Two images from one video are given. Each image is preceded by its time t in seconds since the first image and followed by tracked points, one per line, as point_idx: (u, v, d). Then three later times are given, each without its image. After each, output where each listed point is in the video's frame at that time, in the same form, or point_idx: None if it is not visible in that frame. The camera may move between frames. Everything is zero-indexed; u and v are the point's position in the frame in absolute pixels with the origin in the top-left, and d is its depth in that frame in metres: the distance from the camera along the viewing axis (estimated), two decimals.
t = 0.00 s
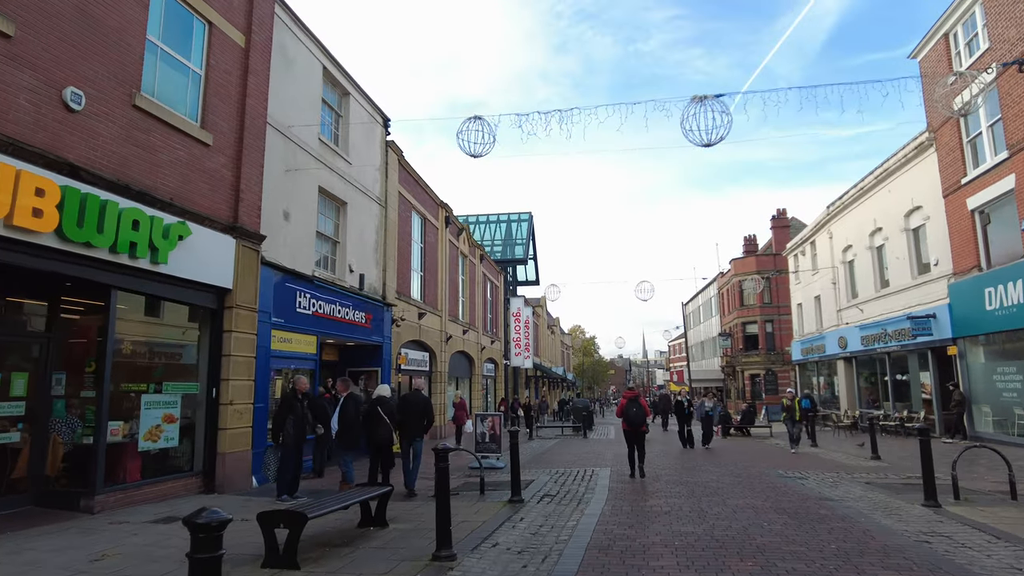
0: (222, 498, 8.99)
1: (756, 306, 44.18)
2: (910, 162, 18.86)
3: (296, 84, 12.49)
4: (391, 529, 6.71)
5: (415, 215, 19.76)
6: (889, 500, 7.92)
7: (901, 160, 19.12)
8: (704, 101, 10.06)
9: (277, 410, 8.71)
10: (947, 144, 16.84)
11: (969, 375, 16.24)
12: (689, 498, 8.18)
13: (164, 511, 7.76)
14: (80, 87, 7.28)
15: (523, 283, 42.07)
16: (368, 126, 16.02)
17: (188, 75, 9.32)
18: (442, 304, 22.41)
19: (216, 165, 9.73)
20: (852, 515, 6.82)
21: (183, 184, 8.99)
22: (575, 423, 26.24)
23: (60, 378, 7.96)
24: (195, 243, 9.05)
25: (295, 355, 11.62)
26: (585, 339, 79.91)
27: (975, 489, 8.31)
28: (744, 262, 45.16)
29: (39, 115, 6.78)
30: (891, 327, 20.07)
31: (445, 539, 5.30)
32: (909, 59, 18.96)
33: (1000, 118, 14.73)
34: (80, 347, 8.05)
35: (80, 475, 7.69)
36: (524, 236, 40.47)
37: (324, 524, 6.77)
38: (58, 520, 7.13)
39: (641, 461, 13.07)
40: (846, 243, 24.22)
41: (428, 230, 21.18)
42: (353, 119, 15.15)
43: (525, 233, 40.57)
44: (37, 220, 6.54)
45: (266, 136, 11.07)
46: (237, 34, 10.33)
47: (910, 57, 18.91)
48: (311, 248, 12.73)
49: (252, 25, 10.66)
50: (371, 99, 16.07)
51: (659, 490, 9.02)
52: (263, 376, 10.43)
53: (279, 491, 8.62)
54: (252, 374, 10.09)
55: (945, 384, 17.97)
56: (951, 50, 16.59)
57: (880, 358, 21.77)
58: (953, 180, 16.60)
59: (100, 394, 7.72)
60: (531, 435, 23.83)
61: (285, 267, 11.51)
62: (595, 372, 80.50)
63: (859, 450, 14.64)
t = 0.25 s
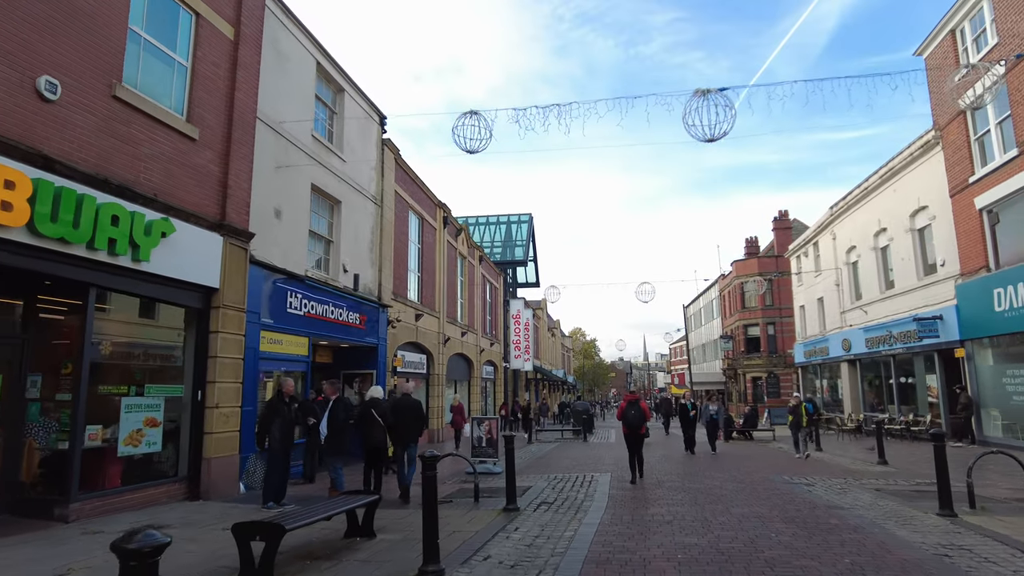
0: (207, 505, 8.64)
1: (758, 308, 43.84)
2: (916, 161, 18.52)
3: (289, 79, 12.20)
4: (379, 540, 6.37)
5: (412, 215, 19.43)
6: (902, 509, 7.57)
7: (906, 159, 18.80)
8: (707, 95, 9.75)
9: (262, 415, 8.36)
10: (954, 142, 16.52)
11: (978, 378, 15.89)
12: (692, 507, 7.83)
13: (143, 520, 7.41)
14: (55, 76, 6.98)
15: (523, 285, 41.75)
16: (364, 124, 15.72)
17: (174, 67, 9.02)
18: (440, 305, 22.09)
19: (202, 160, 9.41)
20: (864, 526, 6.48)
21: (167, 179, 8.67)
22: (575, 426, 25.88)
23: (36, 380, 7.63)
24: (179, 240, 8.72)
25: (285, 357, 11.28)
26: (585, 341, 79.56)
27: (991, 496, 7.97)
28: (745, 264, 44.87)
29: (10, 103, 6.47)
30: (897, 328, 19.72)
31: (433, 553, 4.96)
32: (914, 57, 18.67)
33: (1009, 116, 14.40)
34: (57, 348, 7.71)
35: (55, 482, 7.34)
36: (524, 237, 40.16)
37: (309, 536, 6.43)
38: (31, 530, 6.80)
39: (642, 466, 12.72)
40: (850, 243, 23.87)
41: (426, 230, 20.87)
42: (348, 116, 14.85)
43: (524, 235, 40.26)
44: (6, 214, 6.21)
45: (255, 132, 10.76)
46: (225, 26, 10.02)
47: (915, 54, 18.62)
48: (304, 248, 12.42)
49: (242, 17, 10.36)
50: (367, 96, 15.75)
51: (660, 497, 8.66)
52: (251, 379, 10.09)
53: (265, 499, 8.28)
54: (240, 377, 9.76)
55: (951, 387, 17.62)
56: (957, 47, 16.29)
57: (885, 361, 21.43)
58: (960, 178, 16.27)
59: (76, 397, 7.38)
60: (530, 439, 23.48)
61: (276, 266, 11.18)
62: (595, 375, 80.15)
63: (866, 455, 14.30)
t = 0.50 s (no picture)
0: (190, 507, 8.31)
1: (759, 307, 43.51)
2: (920, 156, 18.21)
3: (279, 70, 11.89)
4: (365, 546, 6.07)
5: (408, 211, 19.12)
6: (912, 512, 7.26)
7: (910, 154, 18.50)
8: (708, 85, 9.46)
9: (247, 415, 8.02)
10: (959, 136, 16.22)
11: (984, 377, 15.57)
12: (693, 510, 7.51)
13: (120, 523, 7.09)
14: (27, 60, 6.68)
15: (522, 284, 41.43)
16: (358, 117, 15.41)
17: (157, 54, 8.71)
18: (437, 304, 21.78)
19: (187, 151, 9.09)
20: (875, 531, 6.17)
21: (149, 170, 8.36)
22: (575, 426, 25.58)
23: (9, 378, 7.30)
24: (161, 234, 8.41)
25: (274, 355, 10.97)
26: (585, 341, 79.26)
27: (1005, 499, 7.66)
28: (746, 263, 44.57)
29: None
30: (900, 327, 19.41)
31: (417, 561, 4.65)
32: (919, 50, 18.36)
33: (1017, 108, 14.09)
34: (31, 344, 7.39)
35: (28, 484, 7.01)
36: (523, 236, 39.83)
37: (291, 541, 6.11)
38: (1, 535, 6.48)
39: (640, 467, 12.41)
40: (852, 241, 23.56)
41: (422, 227, 20.55)
42: (342, 109, 14.54)
43: (524, 233, 39.93)
44: None
45: (243, 123, 10.46)
46: (211, 13, 9.71)
47: (919, 48, 18.31)
48: (294, 243, 12.11)
49: (229, 5, 10.05)
50: (361, 89, 15.45)
51: (660, 499, 8.34)
52: (238, 377, 9.78)
53: (250, 501, 7.99)
54: (226, 375, 9.44)
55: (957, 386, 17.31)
56: (963, 39, 15.99)
57: (888, 360, 21.11)
58: (966, 173, 15.96)
59: (49, 395, 7.05)
60: (527, 439, 23.16)
61: (265, 262, 10.90)
62: (595, 375, 79.87)
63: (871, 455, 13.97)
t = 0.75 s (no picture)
0: (174, 513, 8.00)
1: (760, 307, 43.19)
2: (926, 153, 17.92)
3: (271, 63, 11.61)
4: (351, 555, 5.76)
5: (405, 209, 18.83)
6: (926, 519, 6.94)
7: (915, 151, 18.20)
8: (712, 77, 9.16)
9: (234, 417, 7.70)
10: (966, 132, 15.92)
11: (993, 378, 15.25)
12: (697, 516, 7.20)
13: (98, 530, 6.78)
14: None
15: (522, 285, 41.13)
16: (353, 113, 15.12)
17: (141, 44, 8.41)
18: (435, 304, 21.48)
19: (172, 144, 8.79)
20: (889, 540, 5.85)
21: (131, 163, 8.06)
22: (575, 428, 25.26)
23: None
24: (144, 229, 8.10)
25: (264, 355, 10.67)
26: (585, 342, 78.97)
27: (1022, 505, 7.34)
28: (747, 263, 44.26)
29: None
30: (905, 327, 19.10)
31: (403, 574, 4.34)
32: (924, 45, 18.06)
33: None
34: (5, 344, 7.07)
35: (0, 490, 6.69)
36: (523, 236, 39.53)
37: (274, 551, 5.80)
38: None
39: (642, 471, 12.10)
40: (856, 240, 23.25)
41: (420, 226, 20.26)
42: (336, 104, 14.25)
43: (523, 233, 39.63)
44: None
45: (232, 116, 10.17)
46: (199, 2, 9.42)
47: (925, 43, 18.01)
48: (286, 240, 11.82)
49: None
50: (356, 84, 15.16)
51: (663, 505, 8.02)
52: (226, 377, 9.48)
53: (235, 507, 7.66)
54: (213, 376, 9.13)
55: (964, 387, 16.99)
56: (970, 33, 15.69)
57: (893, 360, 20.79)
58: (973, 170, 15.65)
59: (23, 397, 6.73)
60: (527, 440, 22.84)
61: (255, 259, 10.61)
62: (595, 376, 79.58)
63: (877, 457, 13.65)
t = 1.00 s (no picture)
0: (159, 515, 7.72)
1: (763, 307, 42.88)
2: (932, 149, 17.62)
3: (264, 53, 11.35)
4: (338, 562, 5.48)
5: (403, 206, 18.54)
6: (942, 523, 6.65)
7: (922, 147, 17.92)
8: (717, 65, 8.87)
9: (220, 417, 7.42)
10: (974, 127, 15.62)
11: (1002, 378, 14.94)
12: (702, 520, 6.91)
13: (77, 534, 6.50)
14: None
15: (523, 284, 40.82)
16: (349, 107, 14.86)
17: (126, 30, 8.14)
18: (434, 302, 21.19)
19: (159, 134, 8.51)
20: (905, 546, 5.55)
21: (116, 153, 7.78)
22: (576, 429, 24.97)
23: None
24: (129, 222, 7.83)
25: (255, 353, 10.40)
26: (586, 342, 78.69)
27: None
28: (749, 262, 43.97)
29: None
30: (911, 325, 18.79)
31: None
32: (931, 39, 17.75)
33: None
34: None
35: None
36: (523, 234, 39.24)
37: (257, 557, 5.53)
38: None
39: (644, 472, 11.80)
40: (860, 238, 22.95)
41: (418, 223, 19.98)
42: (332, 98, 13.99)
43: (524, 232, 39.33)
44: None
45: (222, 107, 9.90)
46: None
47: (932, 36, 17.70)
48: (278, 235, 11.56)
49: None
50: (352, 77, 14.89)
51: (667, 508, 7.72)
52: (214, 375, 9.20)
53: (222, 510, 7.37)
54: (201, 373, 8.85)
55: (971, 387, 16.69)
56: (978, 26, 15.38)
57: (898, 360, 20.49)
58: (982, 165, 15.35)
59: None
60: (526, 441, 22.56)
61: (246, 254, 10.35)
62: (596, 376, 79.32)
63: (885, 459, 13.35)
